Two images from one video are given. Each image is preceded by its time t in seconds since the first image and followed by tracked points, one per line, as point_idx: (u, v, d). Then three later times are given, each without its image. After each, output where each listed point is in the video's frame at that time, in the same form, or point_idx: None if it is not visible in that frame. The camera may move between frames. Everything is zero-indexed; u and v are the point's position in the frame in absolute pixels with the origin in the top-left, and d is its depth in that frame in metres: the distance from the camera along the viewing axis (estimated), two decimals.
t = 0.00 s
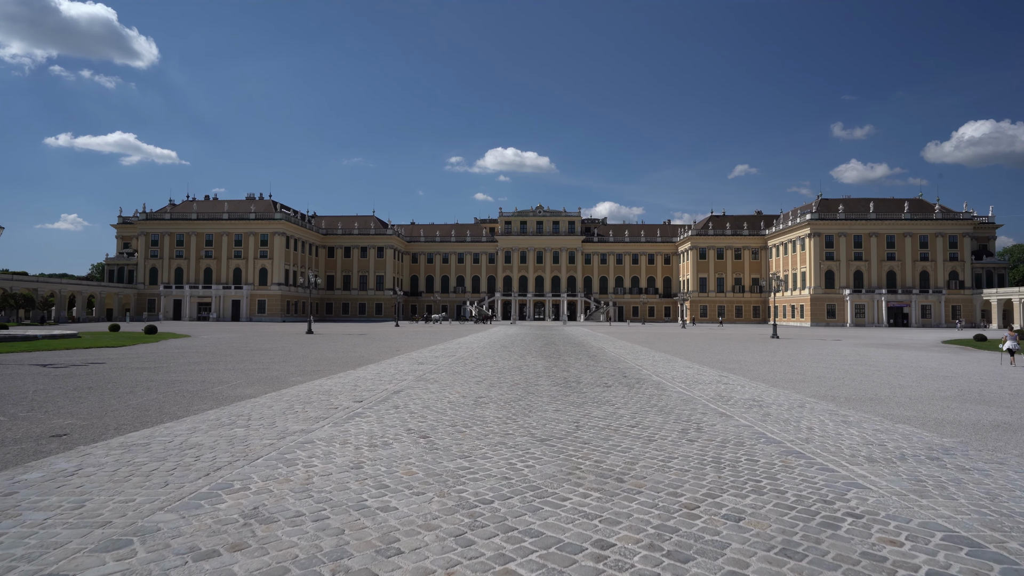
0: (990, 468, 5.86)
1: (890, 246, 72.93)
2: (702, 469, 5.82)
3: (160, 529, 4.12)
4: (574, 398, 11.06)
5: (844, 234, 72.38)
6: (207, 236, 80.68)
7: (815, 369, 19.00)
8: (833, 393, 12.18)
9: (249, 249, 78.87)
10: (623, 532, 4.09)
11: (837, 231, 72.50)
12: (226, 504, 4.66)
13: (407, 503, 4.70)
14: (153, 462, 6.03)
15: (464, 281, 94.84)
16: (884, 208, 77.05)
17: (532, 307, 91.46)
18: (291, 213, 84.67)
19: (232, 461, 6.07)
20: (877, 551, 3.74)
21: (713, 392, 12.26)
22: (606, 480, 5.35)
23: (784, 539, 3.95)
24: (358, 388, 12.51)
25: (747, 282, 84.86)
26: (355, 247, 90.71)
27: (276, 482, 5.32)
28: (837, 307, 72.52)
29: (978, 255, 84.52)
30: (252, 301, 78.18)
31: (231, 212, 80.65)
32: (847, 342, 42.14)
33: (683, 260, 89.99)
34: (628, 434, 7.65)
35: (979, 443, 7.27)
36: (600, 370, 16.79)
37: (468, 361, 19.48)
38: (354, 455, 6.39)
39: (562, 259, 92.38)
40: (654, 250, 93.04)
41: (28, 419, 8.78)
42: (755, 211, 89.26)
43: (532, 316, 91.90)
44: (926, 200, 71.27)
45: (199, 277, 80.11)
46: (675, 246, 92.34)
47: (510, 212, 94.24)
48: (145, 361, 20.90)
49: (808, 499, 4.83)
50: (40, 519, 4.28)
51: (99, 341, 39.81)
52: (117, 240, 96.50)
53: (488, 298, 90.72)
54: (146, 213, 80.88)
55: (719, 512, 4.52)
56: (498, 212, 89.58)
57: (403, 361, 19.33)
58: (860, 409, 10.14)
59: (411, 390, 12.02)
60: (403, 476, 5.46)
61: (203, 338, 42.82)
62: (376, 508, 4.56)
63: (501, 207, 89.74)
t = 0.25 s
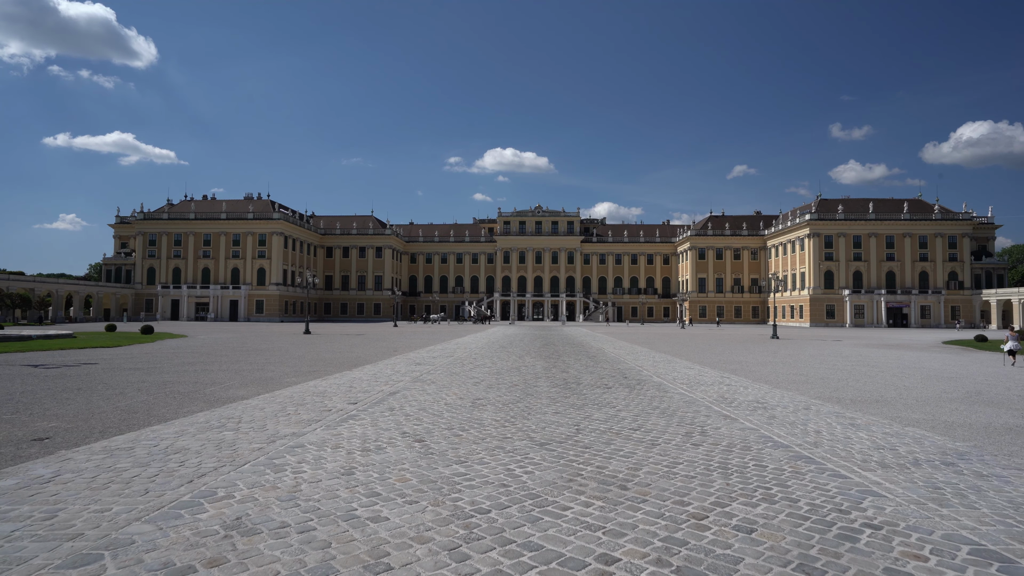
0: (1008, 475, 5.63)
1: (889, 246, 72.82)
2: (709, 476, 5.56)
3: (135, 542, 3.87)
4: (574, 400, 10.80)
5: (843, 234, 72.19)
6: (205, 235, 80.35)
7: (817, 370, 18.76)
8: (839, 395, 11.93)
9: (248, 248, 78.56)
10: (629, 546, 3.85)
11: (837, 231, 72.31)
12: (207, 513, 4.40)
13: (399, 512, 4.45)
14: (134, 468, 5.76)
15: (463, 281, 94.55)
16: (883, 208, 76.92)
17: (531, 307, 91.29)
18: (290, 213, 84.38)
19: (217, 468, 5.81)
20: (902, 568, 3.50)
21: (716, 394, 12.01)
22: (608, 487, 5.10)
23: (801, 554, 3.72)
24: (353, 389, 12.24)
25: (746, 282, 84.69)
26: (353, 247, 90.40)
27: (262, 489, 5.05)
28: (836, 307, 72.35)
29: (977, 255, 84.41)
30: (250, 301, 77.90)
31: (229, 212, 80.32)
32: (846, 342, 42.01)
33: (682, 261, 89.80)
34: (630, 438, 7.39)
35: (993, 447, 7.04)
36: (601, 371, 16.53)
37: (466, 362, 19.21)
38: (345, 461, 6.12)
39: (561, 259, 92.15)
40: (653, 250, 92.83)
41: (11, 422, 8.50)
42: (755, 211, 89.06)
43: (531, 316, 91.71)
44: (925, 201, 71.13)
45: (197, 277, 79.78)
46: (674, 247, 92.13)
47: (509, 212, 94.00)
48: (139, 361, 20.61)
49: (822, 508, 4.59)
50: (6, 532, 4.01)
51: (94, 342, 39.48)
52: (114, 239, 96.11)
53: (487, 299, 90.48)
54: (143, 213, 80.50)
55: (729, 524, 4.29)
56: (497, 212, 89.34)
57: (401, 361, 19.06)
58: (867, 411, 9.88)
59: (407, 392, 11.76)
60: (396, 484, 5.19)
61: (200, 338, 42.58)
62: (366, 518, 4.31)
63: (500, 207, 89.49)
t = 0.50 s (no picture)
0: None
1: (889, 246, 72.63)
2: (719, 482, 5.30)
3: (108, 556, 3.60)
4: (575, 401, 10.55)
5: (843, 234, 71.98)
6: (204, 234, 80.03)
7: (820, 370, 18.53)
8: (845, 396, 11.69)
9: (246, 247, 78.27)
10: (638, 560, 3.61)
11: (837, 231, 72.10)
12: (188, 524, 4.14)
13: (393, 523, 4.19)
14: (115, 473, 5.49)
15: (462, 280, 94.27)
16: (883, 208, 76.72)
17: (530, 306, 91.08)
18: (288, 212, 84.07)
19: (203, 472, 5.54)
20: None
21: (719, 395, 11.76)
22: (614, 495, 4.84)
23: (822, 570, 3.48)
24: (349, 390, 11.97)
25: (745, 282, 84.49)
26: (352, 246, 90.09)
27: (248, 497, 4.79)
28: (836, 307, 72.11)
29: (977, 255, 84.24)
30: (249, 300, 77.65)
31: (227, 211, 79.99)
32: (847, 342, 41.81)
33: (682, 260, 89.55)
34: (634, 441, 7.12)
35: (1011, 451, 6.79)
36: (601, 371, 16.27)
37: (465, 361, 18.94)
38: (337, 466, 5.86)
39: (560, 259, 91.91)
40: (652, 250, 92.60)
41: None
42: (754, 211, 88.83)
43: (530, 315, 91.55)
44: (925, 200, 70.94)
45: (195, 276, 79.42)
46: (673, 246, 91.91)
47: (508, 211, 93.70)
48: (134, 361, 20.32)
49: (842, 518, 4.34)
50: None
51: (90, 341, 39.11)
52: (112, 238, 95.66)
53: (486, 298, 90.23)
54: (141, 212, 80.11)
55: (744, 535, 4.04)
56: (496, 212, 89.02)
57: (399, 361, 18.79)
58: (876, 413, 9.62)
59: (404, 393, 11.50)
60: (390, 491, 4.93)
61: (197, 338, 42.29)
62: (356, 529, 4.06)
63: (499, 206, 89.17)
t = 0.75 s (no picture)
0: None
1: (889, 246, 72.45)
2: (729, 493, 5.04)
3: None
4: (577, 405, 10.29)
5: (843, 234, 71.78)
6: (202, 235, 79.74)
7: (824, 371, 18.28)
8: (852, 399, 11.44)
9: (245, 248, 77.99)
10: None
11: (837, 231, 71.86)
12: (166, 541, 3.89)
13: (385, 541, 3.93)
14: (95, 484, 5.22)
15: (462, 281, 94.01)
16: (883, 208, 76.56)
17: (530, 307, 90.87)
18: (287, 212, 83.81)
19: (188, 483, 5.28)
20: None
21: (724, 398, 11.50)
22: (620, 508, 4.58)
23: None
24: (345, 393, 11.69)
25: (745, 282, 84.32)
26: (351, 247, 89.82)
27: (235, 510, 4.54)
28: (837, 307, 71.89)
29: (977, 255, 84.11)
30: (248, 301, 77.41)
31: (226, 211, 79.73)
32: (848, 343, 41.61)
33: (682, 260, 89.34)
34: (639, 447, 6.87)
35: None
36: (602, 373, 16.04)
37: (464, 363, 18.69)
38: (329, 475, 5.58)
39: (560, 259, 91.64)
40: (652, 250, 92.40)
41: None
42: (754, 211, 88.63)
43: (530, 316, 91.38)
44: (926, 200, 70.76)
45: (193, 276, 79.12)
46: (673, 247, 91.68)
47: (507, 212, 93.42)
48: (129, 363, 20.07)
49: (862, 534, 4.08)
50: None
51: (87, 342, 38.76)
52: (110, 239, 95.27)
53: (486, 299, 90.00)
54: (139, 213, 79.79)
55: (760, 553, 3.79)
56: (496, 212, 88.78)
57: (397, 363, 18.53)
58: (886, 417, 9.38)
59: (401, 396, 11.23)
60: (384, 504, 4.67)
61: (195, 339, 42.04)
62: (345, 548, 3.79)
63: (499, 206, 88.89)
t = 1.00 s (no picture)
0: None
1: (886, 246, 72.41)
2: (737, 499, 4.80)
3: None
4: (576, 406, 10.03)
5: (841, 234, 71.68)
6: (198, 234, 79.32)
7: (825, 371, 18.07)
8: (856, 400, 11.20)
9: (242, 248, 77.59)
10: None
11: (835, 231, 71.78)
12: (138, 554, 3.63)
13: (373, 553, 3.67)
14: (70, 490, 4.95)
15: (459, 280, 93.73)
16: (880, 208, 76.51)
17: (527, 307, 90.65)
18: (284, 212, 83.44)
19: (168, 489, 5.02)
20: None
21: (726, 398, 11.25)
22: (622, 517, 4.33)
23: None
24: (339, 394, 11.42)
25: (743, 282, 84.20)
26: (348, 246, 89.48)
27: (215, 518, 4.29)
28: (834, 307, 71.80)
29: (974, 256, 84.14)
30: (244, 300, 76.99)
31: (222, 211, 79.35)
32: (847, 343, 41.46)
33: (679, 261, 89.17)
34: (641, 450, 6.63)
35: None
36: (601, 373, 15.81)
37: (461, 363, 18.41)
38: (317, 480, 5.32)
39: (557, 259, 91.37)
40: (650, 250, 92.26)
41: None
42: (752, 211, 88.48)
43: (527, 316, 91.18)
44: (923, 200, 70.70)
45: (190, 276, 78.71)
46: (671, 247, 91.51)
47: (505, 212, 93.14)
48: (121, 362, 19.77)
49: (879, 544, 3.84)
50: None
51: (80, 342, 38.38)
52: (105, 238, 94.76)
53: (483, 299, 89.75)
54: (135, 212, 79.33)
55: (773, 566, 3.55)
56: (493, 211, 88.50)
57: (393, 363, 18.26)
58: (892, 418, 9.16)
59: (396, 397, 10.97)
60: (373, 512, 4.41)
61: (190, 339, 41.70)
62: (330, 561, 3.54)
63: (496, 206, 88.61)
